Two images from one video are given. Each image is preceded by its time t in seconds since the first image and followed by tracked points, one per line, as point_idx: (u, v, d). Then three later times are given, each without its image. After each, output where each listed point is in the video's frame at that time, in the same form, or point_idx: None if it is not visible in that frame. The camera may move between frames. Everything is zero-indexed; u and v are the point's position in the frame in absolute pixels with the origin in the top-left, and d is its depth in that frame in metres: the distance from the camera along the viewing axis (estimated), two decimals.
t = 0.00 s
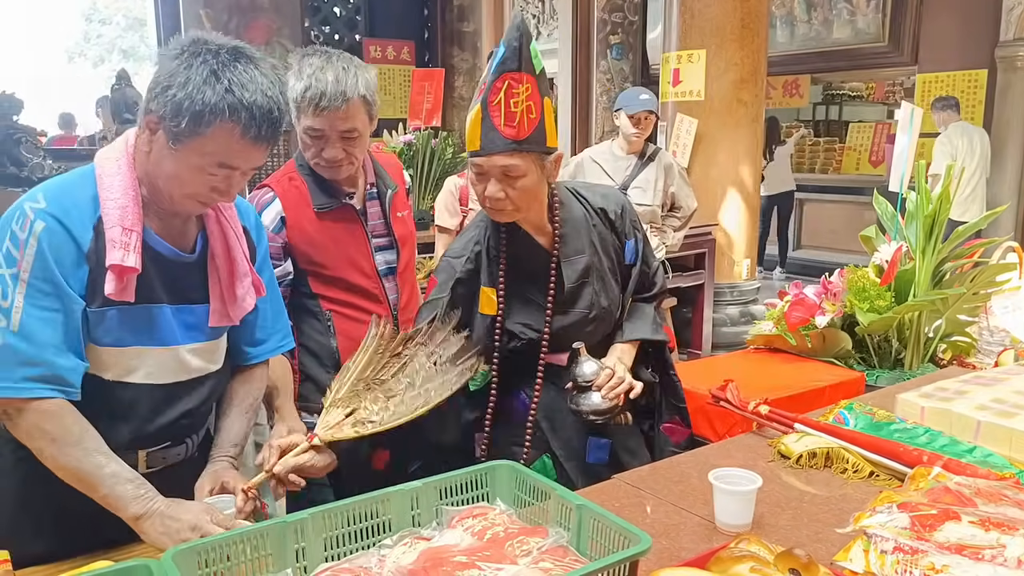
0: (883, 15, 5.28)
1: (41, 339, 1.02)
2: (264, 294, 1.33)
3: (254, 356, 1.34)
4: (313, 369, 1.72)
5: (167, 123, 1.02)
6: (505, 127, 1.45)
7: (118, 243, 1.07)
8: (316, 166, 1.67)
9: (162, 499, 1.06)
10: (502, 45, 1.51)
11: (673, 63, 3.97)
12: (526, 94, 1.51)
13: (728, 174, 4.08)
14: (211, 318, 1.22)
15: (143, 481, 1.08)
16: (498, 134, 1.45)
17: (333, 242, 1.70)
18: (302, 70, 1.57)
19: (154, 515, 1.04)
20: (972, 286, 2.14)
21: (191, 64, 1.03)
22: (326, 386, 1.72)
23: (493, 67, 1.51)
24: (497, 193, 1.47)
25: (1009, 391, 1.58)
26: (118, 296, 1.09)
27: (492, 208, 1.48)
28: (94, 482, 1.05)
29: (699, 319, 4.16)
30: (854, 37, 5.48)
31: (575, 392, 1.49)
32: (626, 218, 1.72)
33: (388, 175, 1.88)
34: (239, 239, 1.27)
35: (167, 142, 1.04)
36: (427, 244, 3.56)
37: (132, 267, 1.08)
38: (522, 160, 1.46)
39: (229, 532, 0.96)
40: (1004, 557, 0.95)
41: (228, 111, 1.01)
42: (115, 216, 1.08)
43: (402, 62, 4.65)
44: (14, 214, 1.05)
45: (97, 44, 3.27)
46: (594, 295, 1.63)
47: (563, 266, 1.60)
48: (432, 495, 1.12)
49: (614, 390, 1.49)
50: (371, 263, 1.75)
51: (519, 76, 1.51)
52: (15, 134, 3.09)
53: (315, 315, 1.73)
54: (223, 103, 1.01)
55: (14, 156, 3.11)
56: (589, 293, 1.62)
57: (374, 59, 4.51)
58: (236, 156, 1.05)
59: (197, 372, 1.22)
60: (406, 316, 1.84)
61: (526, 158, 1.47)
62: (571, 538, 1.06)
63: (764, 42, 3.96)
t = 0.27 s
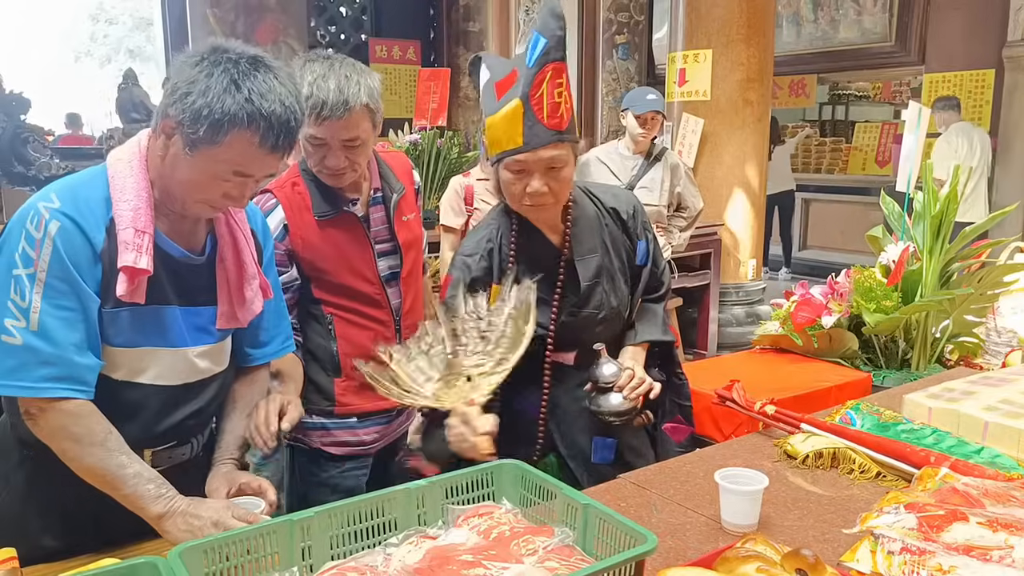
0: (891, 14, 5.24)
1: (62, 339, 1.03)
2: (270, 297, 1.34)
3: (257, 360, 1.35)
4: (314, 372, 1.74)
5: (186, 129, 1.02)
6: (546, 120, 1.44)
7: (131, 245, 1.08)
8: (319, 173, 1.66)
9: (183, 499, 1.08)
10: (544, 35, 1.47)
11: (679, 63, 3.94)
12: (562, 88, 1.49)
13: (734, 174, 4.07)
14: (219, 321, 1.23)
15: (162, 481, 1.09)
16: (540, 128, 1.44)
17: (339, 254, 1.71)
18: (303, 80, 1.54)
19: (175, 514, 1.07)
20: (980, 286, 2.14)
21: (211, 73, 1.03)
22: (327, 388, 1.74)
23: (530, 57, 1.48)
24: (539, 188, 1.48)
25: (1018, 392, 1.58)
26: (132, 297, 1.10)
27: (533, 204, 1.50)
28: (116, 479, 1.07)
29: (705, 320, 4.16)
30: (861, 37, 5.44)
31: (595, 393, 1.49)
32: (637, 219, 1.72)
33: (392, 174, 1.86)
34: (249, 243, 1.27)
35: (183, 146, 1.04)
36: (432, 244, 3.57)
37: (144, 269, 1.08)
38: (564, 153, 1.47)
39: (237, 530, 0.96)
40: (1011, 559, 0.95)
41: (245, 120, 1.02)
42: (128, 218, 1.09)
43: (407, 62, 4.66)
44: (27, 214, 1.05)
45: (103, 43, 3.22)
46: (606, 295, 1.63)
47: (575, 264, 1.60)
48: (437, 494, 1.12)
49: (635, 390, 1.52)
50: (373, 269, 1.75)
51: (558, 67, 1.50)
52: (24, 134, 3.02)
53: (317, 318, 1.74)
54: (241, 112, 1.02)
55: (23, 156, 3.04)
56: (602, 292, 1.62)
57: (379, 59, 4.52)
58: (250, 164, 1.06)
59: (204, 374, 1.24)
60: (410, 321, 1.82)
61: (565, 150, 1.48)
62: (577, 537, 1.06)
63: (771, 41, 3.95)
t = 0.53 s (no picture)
0: (891, 13, 5.19)
1: (59, 339, 1.04)
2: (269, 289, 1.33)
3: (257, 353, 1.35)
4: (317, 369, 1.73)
5: (175, 109, 1.00)
6: (580, 110, 1.34)
7: (128, 241, 1.07)
8: (331, 170, 1.63)
9: (184, 498, 1.09)
10: (579, 24, 1.31)
11: (679, 61, 3.88)
12: (594, 80, 1.38)
13: (734, 173, 4.07)
14: (219, 317, 1.22)
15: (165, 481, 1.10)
16: (573, 118, 1.34)
17: (343, 253, 1.71)
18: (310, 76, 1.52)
19: (175, 513, 1.08)
20: (980, 284, 2.14)
21: (186, 46, 1.00)
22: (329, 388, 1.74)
23: (562, 48, 1.32)
24: (572, 180, 1.37)
25: (1017, 390, 1.58)
26: (129, 294, 1.10)
27: (564, 197, 1.40)
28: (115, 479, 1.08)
29: (705, 318, 4.16)
30: (861, 36, 5.33)
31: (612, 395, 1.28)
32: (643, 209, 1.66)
33: (394, 174, 1.85)
34: (244, 237, 1.26)
35: (177, 131, 1.02)
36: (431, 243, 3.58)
37: (144, 265, 1.08)
38: (597, 145, 1.37)
39: (234, 528, 0.96)
40: (1010, 558, 0.95)
41: (233, 87, 1.00)
42: (124, 214, 1.08)
43: (407, 60, 4.65)
44: (21, 213, 1.04)
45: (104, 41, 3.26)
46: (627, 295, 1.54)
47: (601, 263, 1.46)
48: (436, 492, 1.12)
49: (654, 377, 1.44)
50: (378, 268, 1.75)
51: (590, 56, 1.36)
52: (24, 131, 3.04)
53: (321, 318, 1.74)
54: (227, 78, 1.00)
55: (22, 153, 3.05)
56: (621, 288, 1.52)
57: (379, 57, 4.51)
58: (250, 130, 1.03)
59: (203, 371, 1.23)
60: (411, 320, 1.85)
61: (597, 141, 1.38)
62: (576, 535, 1.06)
63: (772, 40, 3.94)
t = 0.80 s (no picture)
0: (887, 14, 5.26)
1: (44, 349, 1.02)
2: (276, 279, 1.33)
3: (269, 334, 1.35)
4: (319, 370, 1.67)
5: (160, 95, 1.02)
6: (584, 116, 1.40)
7: (127, 244, 1.08)
8: (341, 167, 1.63)
9: (177, 477, 1.05)
10: (585, 30, 1.42)
11: (676, 62, 3.95)
12: (600, 85, 1.44)
13: (731, 173, 4.07)
14: (227, 309, 1.23)
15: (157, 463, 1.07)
16: (576, 123, 1.41)
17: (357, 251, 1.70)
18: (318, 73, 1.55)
19: (167, 493, 1.04)
20: (975, 285, 2.14)
21: (160, 32, 1.03)
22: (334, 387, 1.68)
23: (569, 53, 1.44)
24: (575, 186, 1.41)
25: (1014, 391, 1.58)
26: (131, 296, 1.10)
27: (567, 202, 1.43)
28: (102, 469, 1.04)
29: (702, 319, 4.17)
30: (858, 36, 5.45)
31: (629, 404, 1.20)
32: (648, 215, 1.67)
33: (400, 178, 1.87)
34: (247, 230, 1.27)
35: (165, 118, 1.04)
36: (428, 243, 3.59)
37: (143, 266, 1.09)
38: (602, 151, 1.42)
39: (229, 531, 0.96)
40: (1007, 558, 0.95)
41: (215, 65, 1.02)
42: (120, 217, 1.09)
43: (405, 61, 4.67)
44: (15, 221, 1.04)
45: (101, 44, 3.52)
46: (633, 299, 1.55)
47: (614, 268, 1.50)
48: (433, 494, 1.12)
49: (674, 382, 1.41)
50: (385, 269, 1.75)
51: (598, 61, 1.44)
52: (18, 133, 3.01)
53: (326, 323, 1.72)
54: (205, 55, 1.02)
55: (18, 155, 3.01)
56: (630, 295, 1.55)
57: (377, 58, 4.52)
58: (240, 105, 1.05)
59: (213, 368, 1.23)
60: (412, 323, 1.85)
61: (603, 147, 1.43)
62: (573, 537, 1.05)
63: (769, 41, 3.95)
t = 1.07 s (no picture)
0: (884, 17, 5.28)
1: (58, 354, 1.01)
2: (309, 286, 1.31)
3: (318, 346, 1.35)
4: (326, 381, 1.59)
5: (192, 100, 0.98)
6: (567, 121, 1.40)
7: (154, 254, 1.07)
8: (359, 173, 1.62)
9: (183, 462, 1.03)
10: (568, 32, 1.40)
11: (673, 66, 3.96)
12: (588, 86, 1.42)
13: (729, 177, 4.07)
14: (255, 321, 1.21)
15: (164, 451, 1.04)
16: (560, 127, 1.40)
17: (372, 254, 1.69)
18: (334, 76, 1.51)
19: (170, 479, 1.02)
20: (973, 288, 2.17)
21: (188, 36, 0.99)
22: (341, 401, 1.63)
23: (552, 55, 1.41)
24: (559, 189, 1.41)
25: (1012, 394, 1.58)
26: (156, 306, 1.08)
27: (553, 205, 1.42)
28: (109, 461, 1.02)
29: (701, 322, 4.18)
30: (855, 39, 5.48)
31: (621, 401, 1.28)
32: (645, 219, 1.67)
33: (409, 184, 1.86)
34: (278, 240, 1.24)
35: (197, 125, 1.00)
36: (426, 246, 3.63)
37: (168, 277, 1.08)
38: (587, 154, 1.43)
39: (228, 536, 0.96)
40: (1006, 562, 0.95)
41: (246, 68, 0.99)
42: (149, 226, 1.08)
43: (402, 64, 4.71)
44: (45, 224, 1.04)
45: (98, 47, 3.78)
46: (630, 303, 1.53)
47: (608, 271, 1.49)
48: (432, 499, 1.12)
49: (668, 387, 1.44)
50: (400, 273, 1.76)
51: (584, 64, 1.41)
52: (16, 138, 3.14)
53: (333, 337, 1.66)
54: (237, 59, 0.99)
55: (16, 160, 3.16)
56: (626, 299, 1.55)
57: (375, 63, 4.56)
58: (272, 109, 1.02)
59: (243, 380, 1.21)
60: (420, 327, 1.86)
61: (588, 150, 1.43)
62: (571, 542, 1.05)
63: (766, 45, 3.95)
